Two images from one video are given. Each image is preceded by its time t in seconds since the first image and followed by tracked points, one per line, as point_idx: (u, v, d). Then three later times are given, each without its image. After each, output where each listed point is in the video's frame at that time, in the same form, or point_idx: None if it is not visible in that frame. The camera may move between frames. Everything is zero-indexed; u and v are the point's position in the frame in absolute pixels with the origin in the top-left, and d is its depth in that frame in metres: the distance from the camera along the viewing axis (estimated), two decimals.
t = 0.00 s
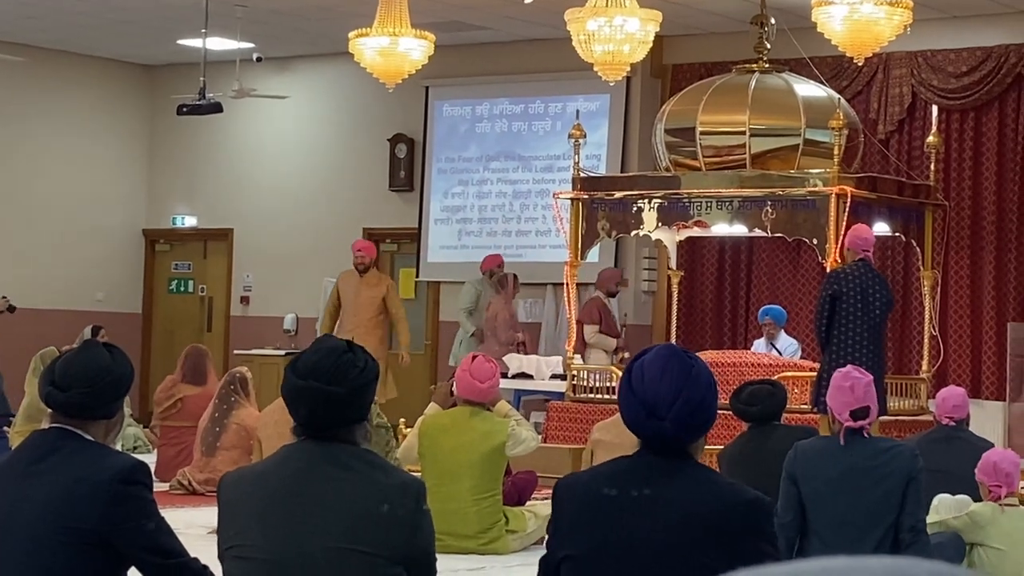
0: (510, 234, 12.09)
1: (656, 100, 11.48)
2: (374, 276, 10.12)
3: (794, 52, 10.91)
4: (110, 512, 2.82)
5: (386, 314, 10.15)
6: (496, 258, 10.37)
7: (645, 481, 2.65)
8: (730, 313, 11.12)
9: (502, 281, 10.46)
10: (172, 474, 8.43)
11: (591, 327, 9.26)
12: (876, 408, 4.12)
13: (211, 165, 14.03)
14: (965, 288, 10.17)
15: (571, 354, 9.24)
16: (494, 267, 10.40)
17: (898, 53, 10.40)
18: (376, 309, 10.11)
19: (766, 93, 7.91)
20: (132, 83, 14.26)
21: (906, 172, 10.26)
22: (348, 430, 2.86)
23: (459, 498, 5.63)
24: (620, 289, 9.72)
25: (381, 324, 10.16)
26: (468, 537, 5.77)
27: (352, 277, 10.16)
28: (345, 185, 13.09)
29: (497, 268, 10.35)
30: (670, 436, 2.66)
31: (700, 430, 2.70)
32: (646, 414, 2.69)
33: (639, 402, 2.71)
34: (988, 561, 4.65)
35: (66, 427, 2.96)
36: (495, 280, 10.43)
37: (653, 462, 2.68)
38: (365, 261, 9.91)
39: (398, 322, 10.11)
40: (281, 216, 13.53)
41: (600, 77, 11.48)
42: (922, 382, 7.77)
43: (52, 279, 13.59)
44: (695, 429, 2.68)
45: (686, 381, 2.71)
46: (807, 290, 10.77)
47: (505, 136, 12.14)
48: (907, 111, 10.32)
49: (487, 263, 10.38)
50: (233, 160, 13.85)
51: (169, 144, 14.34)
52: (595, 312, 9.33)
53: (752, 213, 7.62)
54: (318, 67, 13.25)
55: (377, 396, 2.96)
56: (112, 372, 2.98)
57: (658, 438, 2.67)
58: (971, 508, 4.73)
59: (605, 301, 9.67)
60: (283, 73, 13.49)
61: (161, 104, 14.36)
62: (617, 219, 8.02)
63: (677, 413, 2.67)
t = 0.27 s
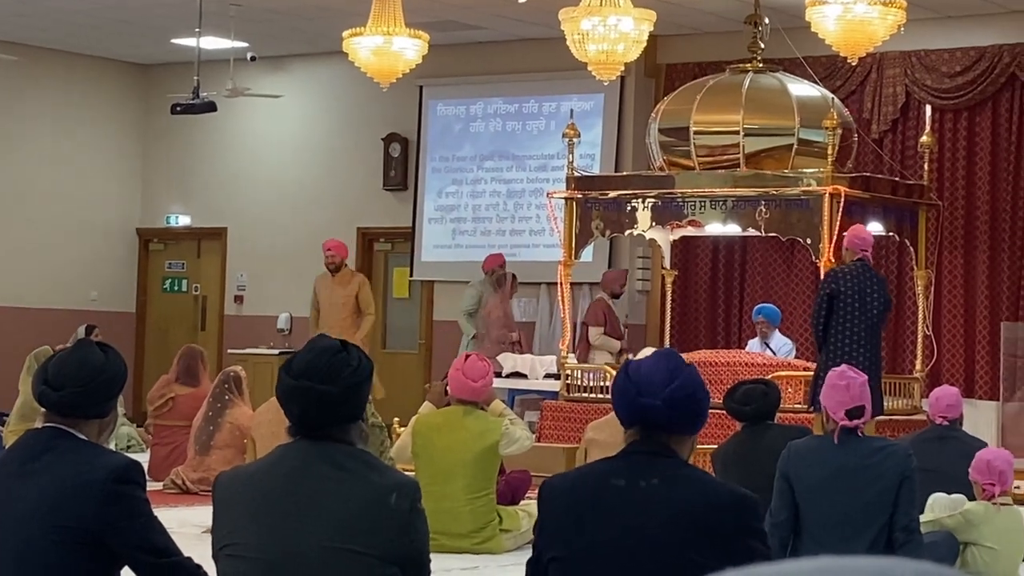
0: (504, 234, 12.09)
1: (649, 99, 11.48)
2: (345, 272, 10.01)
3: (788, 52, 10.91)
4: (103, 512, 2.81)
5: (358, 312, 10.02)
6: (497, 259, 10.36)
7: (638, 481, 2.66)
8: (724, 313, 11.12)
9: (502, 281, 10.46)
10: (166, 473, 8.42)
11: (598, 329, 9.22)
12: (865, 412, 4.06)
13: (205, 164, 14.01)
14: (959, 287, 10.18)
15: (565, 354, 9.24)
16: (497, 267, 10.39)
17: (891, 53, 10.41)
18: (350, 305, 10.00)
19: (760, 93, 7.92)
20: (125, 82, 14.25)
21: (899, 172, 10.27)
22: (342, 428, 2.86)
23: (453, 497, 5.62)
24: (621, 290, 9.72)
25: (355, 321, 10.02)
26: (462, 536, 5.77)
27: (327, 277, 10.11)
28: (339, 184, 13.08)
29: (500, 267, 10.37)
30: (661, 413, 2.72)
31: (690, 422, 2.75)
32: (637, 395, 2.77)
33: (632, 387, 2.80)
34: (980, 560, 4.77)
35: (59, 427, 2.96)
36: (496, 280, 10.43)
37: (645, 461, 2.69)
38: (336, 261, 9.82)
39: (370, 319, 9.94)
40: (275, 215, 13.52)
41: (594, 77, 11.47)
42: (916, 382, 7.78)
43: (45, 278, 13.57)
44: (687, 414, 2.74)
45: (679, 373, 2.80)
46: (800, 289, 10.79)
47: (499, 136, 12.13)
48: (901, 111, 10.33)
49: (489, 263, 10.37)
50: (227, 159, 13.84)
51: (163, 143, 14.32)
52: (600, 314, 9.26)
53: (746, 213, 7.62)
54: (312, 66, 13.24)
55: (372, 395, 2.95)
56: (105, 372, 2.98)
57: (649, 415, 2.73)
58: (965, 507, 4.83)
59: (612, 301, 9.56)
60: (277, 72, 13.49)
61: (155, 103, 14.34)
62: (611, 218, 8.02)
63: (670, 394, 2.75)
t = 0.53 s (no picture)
0: (495, 232, 12.08)
1: (640, 98, 11.48)
2: (309, 265, 9.67)
3: (778, 50, 10.92)
4: (92, 511, 2.81)
5: (326, 308, 9.67)
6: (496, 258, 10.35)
7: (628, 479, 2.66)
8: (714, 312, 11.13)
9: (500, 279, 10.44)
10: (155, 472, 8.40)
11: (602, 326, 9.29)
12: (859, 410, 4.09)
13: (195, 162, 13.99)
14: (949, 285, 10.20)
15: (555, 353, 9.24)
16: (496, 264, 10.39)
17: (881, 52, 10.42)
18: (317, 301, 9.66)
19: (751, 92, 7.92)
20: (115, 80, 14.22)
21: (889, 170, 10.29)
22: (331, 426, 2.86)
23: (443, 496, 5.62)
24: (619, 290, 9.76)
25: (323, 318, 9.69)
26: (453, 534, 5.77)
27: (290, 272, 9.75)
28: (329, 182, 13.07)
29: (497, 265, 10.35)
30: (654, 411, 2.73)
31: (683, 419, 2.75)
32: (630, 392, 2.77)
33: (624, 384, 2.80)
34: (970, 560, 4.81)
35: (49, 425, 2.95)
36: (494, 278, 10.43)
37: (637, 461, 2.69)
38: (300, 255, 9.52)
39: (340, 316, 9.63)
40: (265, 213, 13.50)
41: (585, 75, 11.47)
42: (906, 380, 7.79)
43: (35, 276, 13.55)
44: (680, 413, 2.75)
45: (671, 373, 2.81)
46: (790, 288, 10.79)
47: (489, 134, 12.13)
48: (891, 110, 10.34)
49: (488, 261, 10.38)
50: (218, 158, 13.82)
51: (153, 141, 14.29)
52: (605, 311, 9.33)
53: (737, 211, 7.61)
54: (303, 64, 13.23)
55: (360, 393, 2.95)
56: (95, 370, 2.97)
57: (642, 413, 2.73)
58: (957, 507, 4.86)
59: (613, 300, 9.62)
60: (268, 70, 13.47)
61: (145, 101, 14.32)
62: (601, 217, 8.01)
63: (663, 392, 2.75)
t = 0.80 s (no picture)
0: (482, 229, 12.07)
1: (628, 95, 11.48)
2: (277, 261, 9.64)
3: (766, 48, 10.93)
4: (77, 507, 2.80)
5: (293, 302, 9.70)
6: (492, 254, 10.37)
7: (615, 476, 2.66)
8: (702, 309, 11.14)
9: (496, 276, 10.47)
10: (142, 468, 8.39)
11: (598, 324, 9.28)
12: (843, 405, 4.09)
13: (182, 159, 13.95)
14: (935, 281, 10.23)
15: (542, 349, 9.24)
16: (492, 262, 10.40)
17: (869, 49, 10.44)
18: (284, 295, 9.68)
19: (738, 89, 7.93)
20: (102, 76, 14.18)
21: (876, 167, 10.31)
22: (316, 421, 2.86)
23: (430, 493, 5.61)
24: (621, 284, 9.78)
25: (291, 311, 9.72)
26: (440, 531, 5.76)
27: (256, 266, 9.71)
28: (317, 179, 13.05)
29: (493, 264, 10.36)
30: (643, 407, 2.73)
31: (673, 415, 2.76)
32: (620, 388, 2.78)
33: (614, 381, 2.81)
34: (957, 557, 4.81)
35: (35, 422, 2.94)
36: (489, 275, 10.46)
37: (627, 457, 2.69)
38: (268, 253, 9.49)
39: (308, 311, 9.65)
40: (253, 210, 13.47)
41: (572, 72, 11.46)
42: (893, 377, 7.80)
43: (21, 273, 13.51)
44: (669, 409, 2.76)
45: (662, 371, 2.82)
46: (776, 285, 10.82)
47: (477, 131, 12.12)
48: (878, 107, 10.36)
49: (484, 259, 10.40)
50: (205, 154, 13.79)
51: (140, 137, 14.26)
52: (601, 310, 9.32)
53: (724, 208, 7.62)
54: (290, 61, 13.21)
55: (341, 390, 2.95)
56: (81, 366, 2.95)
57: (631, 409, 2.74)
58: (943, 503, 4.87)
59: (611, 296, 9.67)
60: (255, 67, 13.45)
61: (132, 97, 14.28)
62: (589, 213, 8.02)
63: (652, 389, 2.76)
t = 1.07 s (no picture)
0: (466, 223, 12.06)
1: (612, 89, 11.48)
2: (244, 255, 9.58)
3: (750, 42, 10.94)
4: (62, 501, 2.78)
5: (256, 298, 9.57)
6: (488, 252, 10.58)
7: (597, 470, 2.66)
8: (686, 303, 11.15)
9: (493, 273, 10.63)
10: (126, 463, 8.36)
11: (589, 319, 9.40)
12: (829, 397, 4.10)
13: (165, 153, 13.91)
14: (919, 275, 10.25)
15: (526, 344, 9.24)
16: (489, 259, 10.57)
17: (853, 44, 10.45)
18: (247, 290, 9.54)
19: (722, 83, 7.93)
20: (85, 70, 14.12)
21: (860, 162, 10.33)
22: (300, 418, 2.85)
23: (415, 487, 5.60)
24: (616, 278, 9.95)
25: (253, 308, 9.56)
26: (425, 525, 5.75)
27: (222, 259, 9.60)
28: (301, 174, 13.03)
29: (488, 260, 10.55)
30: (627, 403, 2.73)
31: (656, 411, 2.76)
32: (604, 383, 2.78)
33: (598, 376, 2.81)
34: (940, 549, 4.83)
35: (18, 416, 2.93)
36: (484, 271, 10.63)
37: (610, 452, 2.69)
38: (235, 247, 9.46)
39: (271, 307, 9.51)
40: (237, 204, 13.44)
41: (557, 66, 11.45)
42: (877, 371, 7.81)
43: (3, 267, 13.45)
44: (653, 405, 2.75)
45: (646, 364, 2.81)
46: (760, 279, 10.84)
47: (461, 125, 12.11)
48: (862, 101, 10.38)
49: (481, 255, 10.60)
50: (188, 149, 13.75)
51: (123, 131, 14.20)
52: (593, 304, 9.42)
53: (708, 203, 7.64)
54: (274, 55, 13.18)
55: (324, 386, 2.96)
56: (64, 361, 2.94)
57: (615, 405, 2.74)
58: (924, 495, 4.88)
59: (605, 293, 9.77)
60: (239, 61, 13.41)
61: (116, 91, 14.22)
62: (573, 208, 8.01)
63: (636, 385, 2.76)
